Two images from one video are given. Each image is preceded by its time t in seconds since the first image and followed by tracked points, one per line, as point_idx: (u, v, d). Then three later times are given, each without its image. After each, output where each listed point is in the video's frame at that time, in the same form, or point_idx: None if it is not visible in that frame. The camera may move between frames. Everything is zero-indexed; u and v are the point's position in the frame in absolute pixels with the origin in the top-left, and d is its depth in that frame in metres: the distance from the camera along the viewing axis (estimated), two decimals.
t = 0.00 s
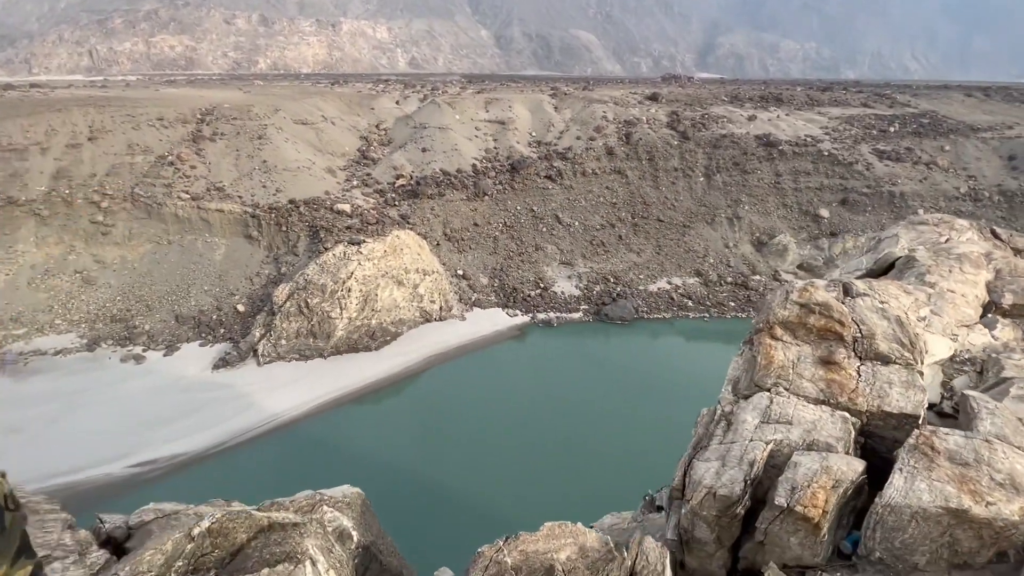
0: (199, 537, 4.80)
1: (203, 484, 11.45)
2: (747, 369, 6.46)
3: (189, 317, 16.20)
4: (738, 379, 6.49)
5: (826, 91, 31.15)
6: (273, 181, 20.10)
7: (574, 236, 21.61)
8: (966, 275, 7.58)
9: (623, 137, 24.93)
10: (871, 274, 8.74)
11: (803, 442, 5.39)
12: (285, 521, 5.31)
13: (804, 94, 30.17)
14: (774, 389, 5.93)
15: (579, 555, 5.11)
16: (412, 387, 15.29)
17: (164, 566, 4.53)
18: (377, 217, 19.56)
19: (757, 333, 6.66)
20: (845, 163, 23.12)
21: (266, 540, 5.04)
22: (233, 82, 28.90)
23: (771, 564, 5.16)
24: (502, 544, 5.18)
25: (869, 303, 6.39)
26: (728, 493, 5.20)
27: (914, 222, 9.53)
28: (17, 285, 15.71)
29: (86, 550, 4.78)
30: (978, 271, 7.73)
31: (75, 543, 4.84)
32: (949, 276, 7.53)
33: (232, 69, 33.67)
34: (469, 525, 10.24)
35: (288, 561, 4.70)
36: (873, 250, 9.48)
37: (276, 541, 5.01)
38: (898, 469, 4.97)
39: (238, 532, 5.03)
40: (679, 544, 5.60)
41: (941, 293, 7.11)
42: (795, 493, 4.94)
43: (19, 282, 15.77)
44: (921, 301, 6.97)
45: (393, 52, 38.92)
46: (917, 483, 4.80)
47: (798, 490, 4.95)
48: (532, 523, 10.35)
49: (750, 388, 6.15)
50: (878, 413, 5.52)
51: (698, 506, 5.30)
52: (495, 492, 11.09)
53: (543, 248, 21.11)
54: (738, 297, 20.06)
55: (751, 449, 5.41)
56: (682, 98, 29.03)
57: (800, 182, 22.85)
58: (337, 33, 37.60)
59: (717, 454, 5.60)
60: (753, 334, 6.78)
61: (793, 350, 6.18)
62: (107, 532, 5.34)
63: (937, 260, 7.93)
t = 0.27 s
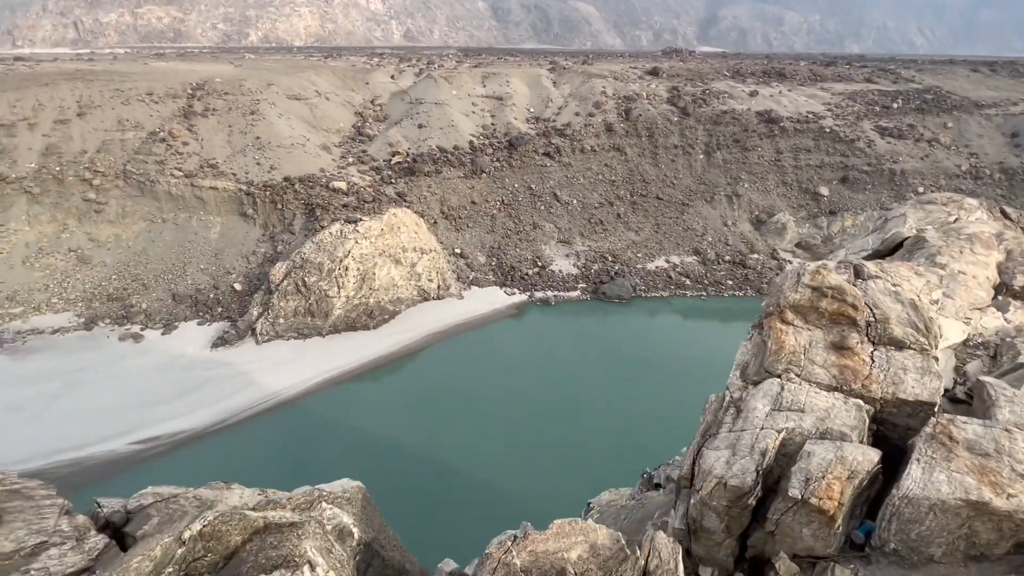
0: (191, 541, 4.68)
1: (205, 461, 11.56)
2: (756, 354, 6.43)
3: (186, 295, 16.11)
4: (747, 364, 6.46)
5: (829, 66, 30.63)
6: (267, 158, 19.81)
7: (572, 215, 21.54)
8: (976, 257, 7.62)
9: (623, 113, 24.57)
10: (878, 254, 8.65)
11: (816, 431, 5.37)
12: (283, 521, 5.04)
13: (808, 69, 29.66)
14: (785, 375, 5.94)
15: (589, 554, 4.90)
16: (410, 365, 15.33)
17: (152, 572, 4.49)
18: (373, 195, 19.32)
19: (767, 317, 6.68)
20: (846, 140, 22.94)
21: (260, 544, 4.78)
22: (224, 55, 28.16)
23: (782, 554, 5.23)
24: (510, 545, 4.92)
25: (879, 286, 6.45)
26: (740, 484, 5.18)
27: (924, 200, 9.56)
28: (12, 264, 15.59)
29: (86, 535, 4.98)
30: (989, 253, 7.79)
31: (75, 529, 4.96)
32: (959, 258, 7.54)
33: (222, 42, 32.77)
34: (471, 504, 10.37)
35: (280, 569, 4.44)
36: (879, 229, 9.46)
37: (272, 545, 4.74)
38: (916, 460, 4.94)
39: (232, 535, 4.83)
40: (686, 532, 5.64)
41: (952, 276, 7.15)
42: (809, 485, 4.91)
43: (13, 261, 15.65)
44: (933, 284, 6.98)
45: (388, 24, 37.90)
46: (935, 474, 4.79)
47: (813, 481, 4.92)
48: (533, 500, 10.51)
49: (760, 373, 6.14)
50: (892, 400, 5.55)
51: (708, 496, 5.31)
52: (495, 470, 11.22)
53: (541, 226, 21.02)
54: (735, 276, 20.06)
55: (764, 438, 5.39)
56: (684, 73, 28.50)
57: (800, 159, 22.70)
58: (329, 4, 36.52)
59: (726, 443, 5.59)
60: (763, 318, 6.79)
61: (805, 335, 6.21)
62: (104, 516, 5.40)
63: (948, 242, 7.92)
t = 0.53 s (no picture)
0: (161, 544, 4.20)
1: (209, 438, 11.68)
2: (763, 337, 6.48)
3: (183, 273, 16.05)
4: (753, 345, 6.48)
5: (834, 38, 30.01)
6: (261, 133, 19.48)
7: (571, 191, 21.41)
8: (987, 235, 7.62)
9: (623, 87, 24.17)
10: (885, 232, 8.75)
11: (826, 417, 5.40)
12: (264, 518, 4.58)
13: (812, 41, 29.05)
14: (793, 357, 5.95)
15: (593, 551, 4.62)
16: (410, 342, 15.41)
17: None
18: (370, 171, 19.08)
19: (774, 297, 6.73)
20: (849, 115, 22.70)
21: (237, 545, 4.34)
22: (213, 26, 27.38)
23: (788, 541, 5.22)
24: (509, 544, 4.67)
25: (890, 267, 6.51)
26: (746, 472, 5.13)
27: (932, 177, 9.54)
28: (6, 241, 15.47)
29: (76, 519, 4.68)
30: (1001, 231, 7.78)
31: (64, 512, 4.69)
32: (971, 235, 7.54)
33: (211, 12, 31.85)
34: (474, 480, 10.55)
35: None
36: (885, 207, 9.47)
37: (251, 545, 4.31)
38: (932, 449, 5.04)
39: (207, 537, 4.36)
40: (689, 519, 5.54)
41: (965, 255, 7.14)
42: (820, 474, 4.93)
43: (7, 238, 15.52)
44: (944, 264, 6.98)
45: None
46: (951, 462, 4.90)
47: (823, 470, 4.95)
48: (535, 476, 10.71)
49: (766, 356, 6.18)
50: (905, 383, 5.61)
51: (713, 483, 5.24)
52: (497, 448, 11.37)
53: (540, 203, 20.93)
54: (733, 253, 20.10)
55: (772, 423, 5.38)
56: (686, 46, 27.90)
57: (802, 135, 22.55)
58: None
59: (732, 428, 5.57)
60: (769, 299, 6.84)
61: (815, 317, 6.24)
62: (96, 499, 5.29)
63: (959, 219, 7.90)
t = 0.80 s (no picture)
0: (160, 531, 4.11)
1: (212, 415, 11.84)
2: (768, 318, 6.58)
3: (182, 251, 16.04)
4: (759, 327, 6.59)
5: (841, 12, 29.37)
6: (257, 109, 19.15)
7: (571, 169, 21.31)
8: (997, 215, 7.60)
9: (624, 62, 23.76)
10: (892, 211, 8.79)
11: (833, 399, 5.44)
12: (264, 505, 4.54)
13: (819, 14, 28.40)
14: (800, 339, 6.03)
15: (599, 536, 4.33)
16: (410, 321, 15.50)
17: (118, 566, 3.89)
18: (368, 148, 18.86)
19: (782, 278, 6.83)
20: (855, 92, 22.23)
21: (238, 532, 4.27)
22: None
23: (791, 523, 5.33)
24: (513, 530, 4.38)
25: (900, 247, 6.54)
26: (752, 455, 5.22)
27: (941, 155, 9.48)
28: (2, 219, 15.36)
29: (79, 498, 4.74)
30: (1011, 210, 7.76)
31: (68, 491, 4.75)
32: (981, 215, 7.53)
33: None
34: (474, 458, 10.75)
35: (260, 564, 3.93)
36: (891, 184, 9.46)
37: (253, 533, 4.23)
38: (941, 433, 5.15)
39: (207, 524, 4.31)
40: (693, 501, 5.66)
41: (976, 236, 7.12)
42: (827, 458, 4.97)
43: (4, 216, 15.42)
44: (954, 244, 6.98)
45: None
46: (960, 446, 5.01)
47: (831, 453, 4.99)
48: (535, 454, 10.92)
49: (773, 337, 6.26)
50: (914, 365, 5.64)
51: (717, 466, 5.34)
52: (497, 427, 11.55)
53: (540, 181, 20.82)
54: (733, 233, 20.04)
55: (778, 406, 5.43)
56: (689, 19, 27.29)
57: (805, 114, 22.23)
58: None
59: (738, 411, 5.64)
60: (777, 280, 6.91)
61: (822, 299, 6.32)
62: (98, 477, 5.35)
63: (968, 198, 7.88)
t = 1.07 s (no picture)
0: (170, 520, 4.23)
1: (218, 395, 11.98)
2: (778, 304, 6.55)
3: (183, 233, 16.02)
4: (768, 313, 6.57)
5: None
6: (256, 88, 18.91)
7: (574, 150, 21.55)
8: (1011, 199, 7.52)
9: (630, 40, 23.55)
10: (901, 195, 8.79)
11: (843, 386, 5.47)
12: (273, 494, 4.70)
13: None
14: (810, 326, 6.02)
15: (610, 524, 4.35)
16: (413, 303, 15.56)
17: (129, 555, 3.97)
18: (369, 129, 18.68)
19: (792, 263, 6.89)
20: (863, 72, 22.14)
21: (248, 521, 4.34)
22: None
23: (799, 509, 5.38)
24: (525, 518, 4.41)
25: (913, 232, 6.61)
26: (761, 442, 5.22)
27: (953, 138, 9.37)
28: (3, 199, 15.32)
29: (88, 479, 4.83)
30: None
31: (77, 472, 4.85)
32: (994, 199, 7.44)
33: None
34: (477, 439, 10.89)
35: (271, 552, 3.98)
36: (903, 167, 9.39)
37: (263, 522, 4.30)
38: (954, 420, 5.19)
39: (217, 513, 4.45)
40: (699, 486, 5.71)
41: (989, 221, 7.05)
42: (837, 446, 5.00)
43: (4, 196, 15.37)
44: (966, 229, 6.93)
45: None
46: (973, 435, 5.06)
47: (841, 441, 5.02)
48: (537, 435, 11.03)
49: (782, 323, 6.25)
50: (925, 352, 5.63)
51: (726, 453, 5.36)
52: (500, 409, 11.65)
53: (542, 162, 21.00)
54: (738, 215, 20.20)
55: (788, 393, 5.46)
56: None
57: (811, 94, 22.29)
58: None
59: (746, 398, 5.66)
60: (786, 265, 6.97)
61: (833, 284, 6.35)
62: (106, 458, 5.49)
63: (980, 183, 7.81)
